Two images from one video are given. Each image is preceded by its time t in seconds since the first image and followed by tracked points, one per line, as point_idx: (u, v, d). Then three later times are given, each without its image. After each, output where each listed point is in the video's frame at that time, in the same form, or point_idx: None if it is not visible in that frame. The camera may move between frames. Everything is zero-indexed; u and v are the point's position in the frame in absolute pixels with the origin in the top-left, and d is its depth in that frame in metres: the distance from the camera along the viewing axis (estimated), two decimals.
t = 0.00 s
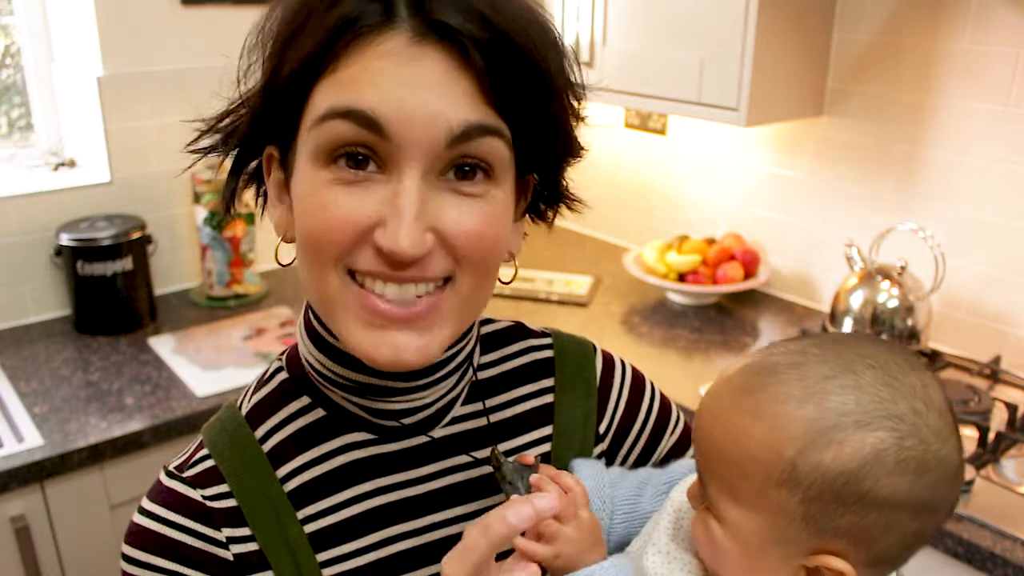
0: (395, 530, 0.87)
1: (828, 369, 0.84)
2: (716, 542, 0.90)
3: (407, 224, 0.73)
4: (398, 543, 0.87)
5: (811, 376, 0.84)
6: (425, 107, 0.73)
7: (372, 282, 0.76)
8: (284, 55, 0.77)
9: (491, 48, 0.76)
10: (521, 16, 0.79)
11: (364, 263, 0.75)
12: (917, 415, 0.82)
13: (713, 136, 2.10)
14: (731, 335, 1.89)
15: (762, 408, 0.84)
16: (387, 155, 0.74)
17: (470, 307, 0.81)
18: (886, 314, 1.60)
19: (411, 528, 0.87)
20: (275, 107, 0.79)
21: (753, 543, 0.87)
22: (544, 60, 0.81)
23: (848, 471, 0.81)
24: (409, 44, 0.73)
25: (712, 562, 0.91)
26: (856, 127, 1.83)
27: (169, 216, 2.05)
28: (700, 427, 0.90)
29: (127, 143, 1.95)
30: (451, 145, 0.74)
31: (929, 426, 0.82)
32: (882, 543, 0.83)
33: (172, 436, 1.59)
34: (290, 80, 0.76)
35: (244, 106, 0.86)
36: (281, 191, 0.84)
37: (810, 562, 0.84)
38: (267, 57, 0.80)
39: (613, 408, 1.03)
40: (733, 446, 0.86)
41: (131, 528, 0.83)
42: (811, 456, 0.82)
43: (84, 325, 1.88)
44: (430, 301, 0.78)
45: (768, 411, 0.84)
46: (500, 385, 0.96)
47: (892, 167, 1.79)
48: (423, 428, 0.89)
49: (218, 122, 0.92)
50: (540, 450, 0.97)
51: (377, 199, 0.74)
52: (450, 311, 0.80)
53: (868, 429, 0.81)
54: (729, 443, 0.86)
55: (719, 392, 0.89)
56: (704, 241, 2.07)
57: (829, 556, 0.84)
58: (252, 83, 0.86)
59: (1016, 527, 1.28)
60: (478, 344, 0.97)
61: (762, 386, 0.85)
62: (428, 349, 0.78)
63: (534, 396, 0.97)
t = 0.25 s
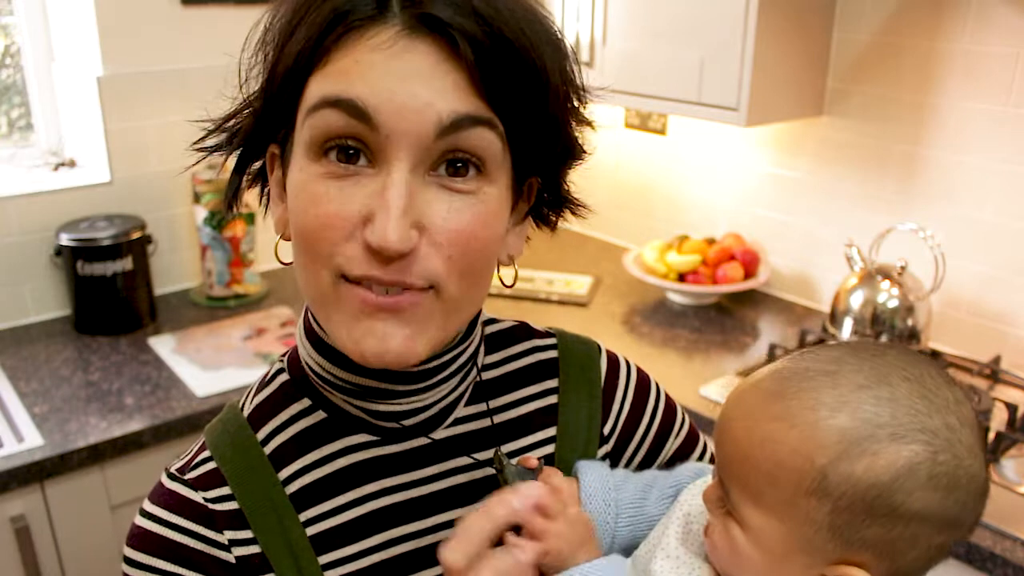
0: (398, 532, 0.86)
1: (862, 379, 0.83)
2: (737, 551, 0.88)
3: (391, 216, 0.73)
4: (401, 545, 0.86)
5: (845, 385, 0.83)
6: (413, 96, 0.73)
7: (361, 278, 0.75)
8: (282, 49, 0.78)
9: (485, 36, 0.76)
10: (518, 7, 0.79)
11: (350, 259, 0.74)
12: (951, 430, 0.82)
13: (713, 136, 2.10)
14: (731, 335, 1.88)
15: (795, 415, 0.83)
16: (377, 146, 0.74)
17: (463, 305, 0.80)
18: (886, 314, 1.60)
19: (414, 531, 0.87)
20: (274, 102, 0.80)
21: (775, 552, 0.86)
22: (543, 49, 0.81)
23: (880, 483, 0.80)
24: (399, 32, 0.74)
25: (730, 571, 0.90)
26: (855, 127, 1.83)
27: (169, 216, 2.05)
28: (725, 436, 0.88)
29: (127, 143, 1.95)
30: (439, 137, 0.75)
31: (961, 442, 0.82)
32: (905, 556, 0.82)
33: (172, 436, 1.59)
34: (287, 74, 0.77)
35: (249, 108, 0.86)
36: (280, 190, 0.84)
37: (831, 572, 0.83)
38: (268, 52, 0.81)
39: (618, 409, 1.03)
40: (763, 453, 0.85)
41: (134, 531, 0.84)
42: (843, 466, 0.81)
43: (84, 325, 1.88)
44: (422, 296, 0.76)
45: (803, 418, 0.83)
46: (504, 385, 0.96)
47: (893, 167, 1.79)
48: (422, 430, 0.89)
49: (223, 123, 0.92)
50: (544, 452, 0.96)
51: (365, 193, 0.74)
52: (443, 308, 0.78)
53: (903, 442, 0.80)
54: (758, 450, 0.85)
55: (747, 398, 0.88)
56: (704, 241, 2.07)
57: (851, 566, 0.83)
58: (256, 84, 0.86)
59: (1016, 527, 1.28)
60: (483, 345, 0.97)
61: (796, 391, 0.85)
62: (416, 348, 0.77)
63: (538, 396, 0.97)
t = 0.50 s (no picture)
0: (401, 535, 0.87)
1: (837, 360, 0.85)
2: (725, 537, 0.89)
3: (412, 266, 0.73)
4: (404, 549, 0.87)
5: (821, 365, 0.85)
6: (437, 140, 0.71)
7: (382, 321, 0.75)
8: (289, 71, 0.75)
9: (509, 59, 0.73)
10: (542, 21, 0.76)
11: (370, 303, 0.75)
12: (928, 404, 0.83)
13: (713, 136, 2.10)
14: (731, 335, 1.89)
15: (776, 397, 0.84)
16: (398, 191, 0.73)
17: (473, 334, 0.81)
18: (887, 314, 1.60)
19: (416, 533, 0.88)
20: (280, 119, 0.78)
21: (764, 536, 0.86)
22: (565, 65, 0.78)
23: (857, 456, 0.81)
24: (423, 63, 0.71)
25: (720, 556, 0.90)
26: (855, 127, 1.83)
27: (169, 216, 2.05)
28: (710, 422, 0.90)
29: (127, 143, 1.95)
30: (461, 180, 0.74)
31: (940, 415, 0.83)
32: (892, 533, 0.82)
33: (172, 436, 1.59)
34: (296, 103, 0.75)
35: (249, 99, 0.84)
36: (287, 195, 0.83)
37: (821, 553, 0.84)
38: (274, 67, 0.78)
39: (623, 414, 1.03)
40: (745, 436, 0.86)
41: (139, 535, 0.84)
42: (822, 442, 0.82)
43: (84, 325, 1.88)
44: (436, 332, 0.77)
45: (784, 399, 0.84)
46: (509, 389, 0.95)
47: (893, 167, 1.79)
48: (422, 436, 0.88)
49: (225, 108, 0.90)
50: (547, 455, 0.97)
51: (386, 237, 0.74)
52: (456, 340, 0.79)
53: (880, 415, 0.81)
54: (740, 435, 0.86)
55: (730, 385, 0.89)
56: (704, 241, 2.07)
57: (840, 546, 0.83)
58: (259, 74, 0.84)
59: (1017, 527, 1.28)
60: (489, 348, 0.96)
61: (777, 376, 0.86)
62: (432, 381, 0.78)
63: (545, 400, 0.97)
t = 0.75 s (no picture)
0: (405, 541, 0.87)
1: (837, 364, 0.84)
2: (729, 544, 0.89)
3: (421, 274, 0.73)
4: (407, 555, 0.87)
5: (821, 370, 0.84)
6: (446, 150, 0.71)
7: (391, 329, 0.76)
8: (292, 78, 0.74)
9: (514, 66, 0.73)
10: (545, 26, 0.76)
11: (379, 312, 0.75)
12: (929, 406, 0.82)
13: (713, 137, 2.10)
14: (731, 335, 1.89)
15: (776, 403, 0.84)
16: (406, 200, 0.73)
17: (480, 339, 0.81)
18: (887, 314, 1.60)
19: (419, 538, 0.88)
20: (282, 125, 0.77)
21: (768, 543, 0.86)
22: (568, 68, 0.78)
23: (859, 463, 0.80)
24: (429, 71, 0.71)
25: (725, 564, 0.90)
26: (856, 127, 1.83)
27: (169, 216, 2.05)
28: (711, 428, 0.89)
29: (127, 143, 1.95)
30: (471, 189, 0.74)
31: (941, 417, 0.82)
32: (896, 537, 0.82)
33: (172, 436, 1.59)
34: (300, 111, 0.75)
35: (248, 103, 0.84)
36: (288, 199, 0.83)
37: (825, 559, 0.84)
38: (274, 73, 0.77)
39: (626, 417, 1.03)
40: (746, 443, 0.86)
41: (141, 541, 0.84)
42: (823, 448, 0.81)
43: (84, 325, 1.87)
44: (445, 337, 0.78)
45: (784, 406, 0.84)
46: (512, 393, 0.95)
47: (893, 167, 1.79)
48: (424, 441, 0.88)
49: (221, 111, 0.90)
50: (551, 459, 0.97)
51: (394, 245, 0.74)
52: (464, 345, 0.80)
53: (881, 420, 0.81)
54: (741, 441, 0.86)
55: (730, 392, 0.89)
56: (704, 241, 2.07)
57: (844, 552, 0.83)
58: (256, 76, 0.84)
59: (1017, 528, 1.28)
60: (492, 352, 0.96)
61: (776, 383, 0.85)
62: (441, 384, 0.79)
63: (548, 404, 0.97)
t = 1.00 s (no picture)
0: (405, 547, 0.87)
1: (842, 378, 0.84)
2: (734, 561, 0.89)
3: (423, 261, 0.73)
4: (407, 561, 0.87)
5: (826, 385, 0.84)
6: (449, 134, 0.71)
7: (393, 320, 0.75)
8: (294, 67, 0.75)
9: (515, 51, 0.74)
10: (545, 15, 0.77)
11: (380, 300, 0.74)
12: (935, 422, 0.82)
13: (714, 137, 2.10)
14: (731, 335, 1.88)
15: (779, 420, 0.84)
16: (408, 186, 0.73)
17: (483, 332, 0.81)
18: (886, 314, 1.60)
19: (419, 544, 0.88)
20: (284, 119, 0.78)
21: (772, 558, 0.86)
22: (569, 58, 0.79)
23: (864, 481, 0.80)
24: (431, 55, 0.71)
25: None
26: (856, 127, 1.83)
27: (170, 216, 2.05)
28: (713, 441, 0.90)
29: (128, 143, 1.95)
30: (473, 175, 0.74)
31: (947, 433, 0.82)
32: (901, 553, 0.82)
33: (172, 436, 1.59)
34: (302, 98, 0.75)
35: (247, 104, 0.85)
36: (289, 198, 0.83)
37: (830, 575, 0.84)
38: (276, 65, 0.77)
39: (628, 421, 1.03)
40: (749, 456, 0.86)
41: (140, 551, 0.83)
42: (827, 466, 0.81)
43: (84, 325, 1.88)
44: (447, 328, 0.77)
45: (788, 422, 0.84)
46: (513, 397, 0.95)
47: (893, 167, 1.79)
48: (424, 445, 0.88)
49: (220, 114, 0.90)
50: (552, 462, 0.97)
51: (395, 233, 0.73)
52: (467, 339, 0.79)
53: (887, 438, 0.81)
54: (744, 454, 0.86)
55: (733, 405, 0.89)
56: (704, 241, 2.07)
57: (849, 568, 0.83)
58: (255, 76, 0.84)
59: (1016, 528, 1.28)
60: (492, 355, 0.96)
61: (778, 398, 0.85)
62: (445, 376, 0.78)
63: (549, 407, 0.97)
